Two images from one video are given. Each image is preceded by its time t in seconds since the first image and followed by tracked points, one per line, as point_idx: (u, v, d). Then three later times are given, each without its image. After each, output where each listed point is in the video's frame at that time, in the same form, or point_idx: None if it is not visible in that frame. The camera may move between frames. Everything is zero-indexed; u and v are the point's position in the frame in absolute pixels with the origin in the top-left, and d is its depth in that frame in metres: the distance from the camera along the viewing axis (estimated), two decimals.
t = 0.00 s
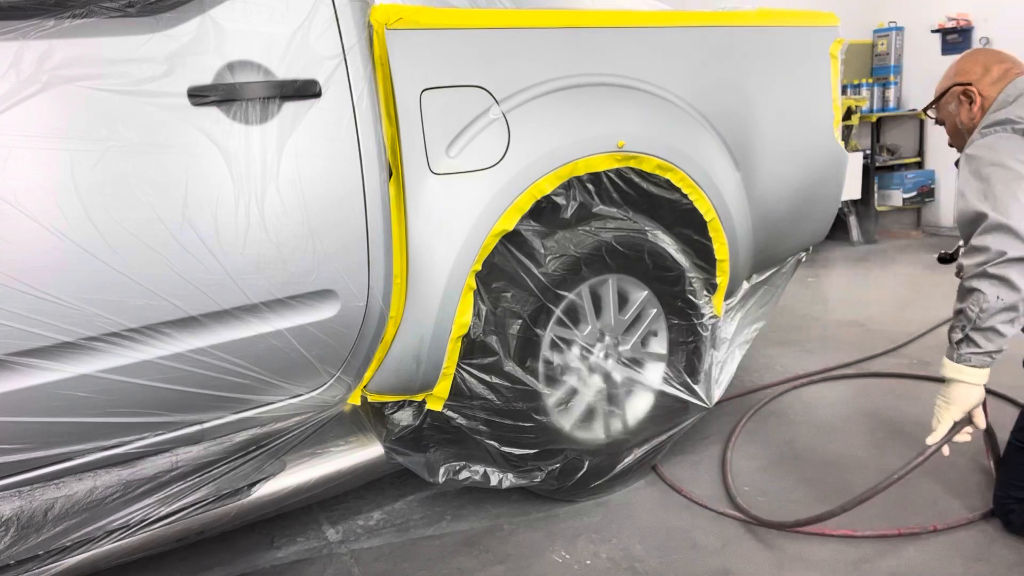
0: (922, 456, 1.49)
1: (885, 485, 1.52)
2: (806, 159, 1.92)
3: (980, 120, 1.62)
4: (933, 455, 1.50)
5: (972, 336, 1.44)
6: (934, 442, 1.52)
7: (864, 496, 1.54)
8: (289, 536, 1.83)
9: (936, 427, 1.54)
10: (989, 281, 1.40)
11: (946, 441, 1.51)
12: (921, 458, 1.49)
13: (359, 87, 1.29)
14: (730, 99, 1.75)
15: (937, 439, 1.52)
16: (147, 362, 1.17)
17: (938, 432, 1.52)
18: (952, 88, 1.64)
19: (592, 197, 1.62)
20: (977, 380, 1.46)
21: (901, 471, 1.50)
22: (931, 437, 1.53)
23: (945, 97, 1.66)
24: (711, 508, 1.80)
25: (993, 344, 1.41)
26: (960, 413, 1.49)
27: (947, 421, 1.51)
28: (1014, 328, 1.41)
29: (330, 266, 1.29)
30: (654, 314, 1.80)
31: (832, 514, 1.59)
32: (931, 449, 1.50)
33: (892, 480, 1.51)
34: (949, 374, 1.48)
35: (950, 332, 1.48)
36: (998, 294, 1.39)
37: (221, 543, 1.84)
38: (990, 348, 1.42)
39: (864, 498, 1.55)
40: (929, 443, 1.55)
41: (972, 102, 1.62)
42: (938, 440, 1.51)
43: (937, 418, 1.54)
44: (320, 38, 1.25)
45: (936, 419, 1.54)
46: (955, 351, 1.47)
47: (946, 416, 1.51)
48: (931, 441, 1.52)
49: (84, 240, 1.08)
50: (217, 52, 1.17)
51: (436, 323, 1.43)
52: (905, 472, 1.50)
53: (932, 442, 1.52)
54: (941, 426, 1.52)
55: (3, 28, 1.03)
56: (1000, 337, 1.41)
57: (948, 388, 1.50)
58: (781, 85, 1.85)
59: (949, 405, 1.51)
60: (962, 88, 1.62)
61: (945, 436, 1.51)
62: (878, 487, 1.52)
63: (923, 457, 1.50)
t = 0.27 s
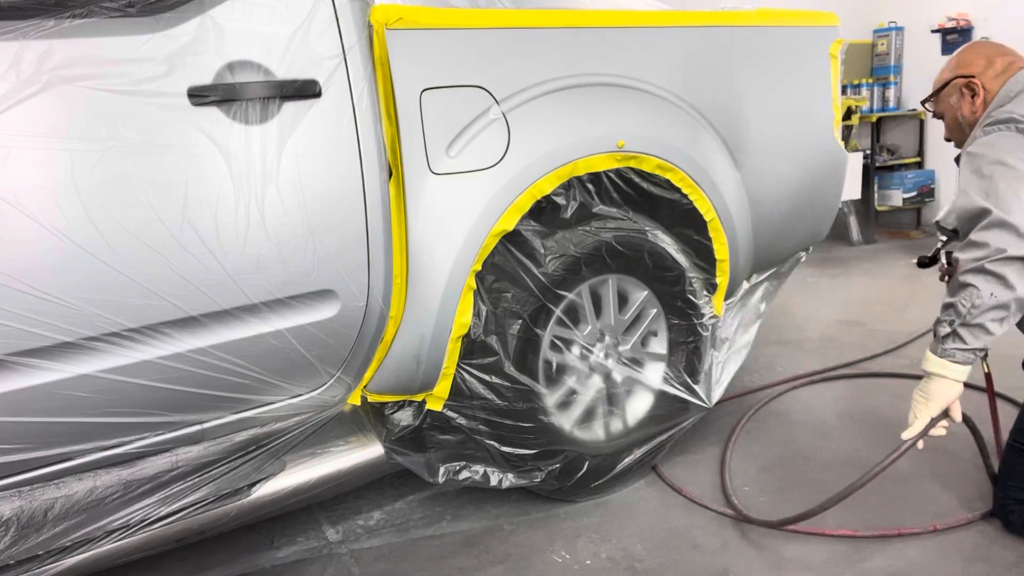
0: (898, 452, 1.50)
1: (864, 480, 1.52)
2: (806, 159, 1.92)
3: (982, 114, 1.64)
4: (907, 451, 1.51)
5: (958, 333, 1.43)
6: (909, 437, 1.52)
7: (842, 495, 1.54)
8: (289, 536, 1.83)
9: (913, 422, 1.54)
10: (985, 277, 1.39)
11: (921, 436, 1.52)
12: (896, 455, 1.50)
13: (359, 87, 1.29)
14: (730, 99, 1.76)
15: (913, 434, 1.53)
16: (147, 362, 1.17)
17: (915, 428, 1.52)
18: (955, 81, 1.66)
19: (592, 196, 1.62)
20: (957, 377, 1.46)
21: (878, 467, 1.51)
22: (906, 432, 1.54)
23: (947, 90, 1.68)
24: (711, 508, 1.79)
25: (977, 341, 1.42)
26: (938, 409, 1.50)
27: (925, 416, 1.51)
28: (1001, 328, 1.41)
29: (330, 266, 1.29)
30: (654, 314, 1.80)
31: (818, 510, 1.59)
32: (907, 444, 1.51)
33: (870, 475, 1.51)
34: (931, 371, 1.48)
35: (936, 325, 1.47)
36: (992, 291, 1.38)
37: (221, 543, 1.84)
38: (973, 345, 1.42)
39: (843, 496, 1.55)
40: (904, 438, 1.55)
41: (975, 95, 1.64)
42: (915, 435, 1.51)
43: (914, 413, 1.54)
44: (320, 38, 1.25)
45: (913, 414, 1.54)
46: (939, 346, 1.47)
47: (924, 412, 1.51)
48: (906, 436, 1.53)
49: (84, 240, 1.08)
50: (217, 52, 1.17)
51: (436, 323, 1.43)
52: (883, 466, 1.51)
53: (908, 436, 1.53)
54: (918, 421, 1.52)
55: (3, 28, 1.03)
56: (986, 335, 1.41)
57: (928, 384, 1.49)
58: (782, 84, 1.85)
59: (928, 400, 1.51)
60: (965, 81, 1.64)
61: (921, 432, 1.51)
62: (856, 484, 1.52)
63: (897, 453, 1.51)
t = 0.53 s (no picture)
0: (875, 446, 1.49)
1: (838, 474, 1.52)
2: (806, 159, 1.92)
3: (980, 108, 1.65)
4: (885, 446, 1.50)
5: (947, 330, 1.41)
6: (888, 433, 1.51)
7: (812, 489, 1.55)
8: (289, 536, 1.83)
9: (894, 418, 1.53)
10: (980, 275, 1.38)
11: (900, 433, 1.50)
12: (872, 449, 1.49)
13: (359, 87, 1.29)
14: (731, 100, 1.76)
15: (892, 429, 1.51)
16: (147, 362, 1.17)
17: (894, 424, 1.50)
18: (953, 75, 1.66)
19: (592, 197, 1.62)
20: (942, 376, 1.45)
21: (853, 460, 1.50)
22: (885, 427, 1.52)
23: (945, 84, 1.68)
24: (712, 507, 1.79)
25: (965, 339, 1.40)
26: (920, 406, 1.48)
27: (906, 413, 1.50)
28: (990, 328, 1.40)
29: (330, 266, 1.29)
30: (654, 314, 1.80)
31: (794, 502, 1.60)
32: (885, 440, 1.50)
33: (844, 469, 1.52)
34: (917, 367, 1.47)
35: (924, 322, 1.45)
36: (985, 290, 1.37)
37: (221, 543, 1.84)
38: (961, 343, 1.41)
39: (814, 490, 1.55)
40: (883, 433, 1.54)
41: (973, 90, 1.64)
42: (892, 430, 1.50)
43: (896, 409, 1.52)
44: (320, 38, 1.25)
45: (895, 410, 1.52)
46: (926, 343, 1.45)
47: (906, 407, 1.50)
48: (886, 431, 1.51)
49: (85, 240, 1.08)
50: (217, 52, 1.17)
51: (436, 323, 1.43)
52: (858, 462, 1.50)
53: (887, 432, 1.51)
54: (899, 418, 1.51)
55: (3, 28, 1.03)
56: (975, 334, 1.39)
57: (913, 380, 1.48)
58: (782, 84, 1.85)
59: (911, 398, 1.49)
60: (964, 76, 1.64)
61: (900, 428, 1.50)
62: (829, 477, 1.53)
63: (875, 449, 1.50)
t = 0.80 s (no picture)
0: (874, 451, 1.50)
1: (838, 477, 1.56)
2: (806, 159, 1.92)
3: (977, 107, 1.65)
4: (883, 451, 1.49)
5: (945, 333, 1.41)
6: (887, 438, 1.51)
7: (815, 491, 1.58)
8: (289, 536, 1.83)
9: (893, 423, 1.53)
10: (978, 279, 1.37)
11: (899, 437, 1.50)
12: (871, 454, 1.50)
13: (359, 87, 1.29)
14: (731, 100, 1.76)
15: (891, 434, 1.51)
16: (147, 362, 1.17)
17: (893, 428, 1.51)
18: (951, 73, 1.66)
19: (592, 197, 1.62)
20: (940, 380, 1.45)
21: (853, 465, 1.53)
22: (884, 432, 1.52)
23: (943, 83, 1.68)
24: (712, 507, 1.79)
25: (964, 343, 1.40)
26: (919, 411, 1.48)
27: (905, 418, 1.50)
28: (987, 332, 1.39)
29: (330, 266, 1.29)
30: (654, 314, 1.80)
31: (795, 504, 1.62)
32: (884, 444, 1.50)
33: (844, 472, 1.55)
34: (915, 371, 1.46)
35: (922, 326, 1.45)
36: (982, 293, 1.36)
37: (221, 543, 1.84)
38: (959, 346, 1.40)
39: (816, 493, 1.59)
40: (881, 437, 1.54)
41: (971, 88, 1.64)
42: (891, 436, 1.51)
43: (895, 414, 1.53)
44: (320, 38, 1.25)
45: (894, 415, 1.53)
46: (924, 346, 1.45)
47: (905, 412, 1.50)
48: (885, 436, 1.51)
49: (85, 240, 1.08)
50: (217, 52, 1.17)
51: (436, 323, 1.43)
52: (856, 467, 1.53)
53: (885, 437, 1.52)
54: (897, 422, 1.51)
55: (3, 28, 1.03)
56: (974, 337, 1.39)
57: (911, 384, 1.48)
58: (781, 85, 1.85)
59: (909, 402, 1.50)
60: (962, 74, 1.64)
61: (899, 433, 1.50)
62: (830, 482, 1.57)
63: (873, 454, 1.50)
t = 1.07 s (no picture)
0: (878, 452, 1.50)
1: (841, 478, 1.55)
2: (806, 159, 1.92)
3: (978, 102, 1.65)
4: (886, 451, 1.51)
5: (947, 332, 1.41)
6: (890, 438, 1.50)
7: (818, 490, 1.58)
8: (289, 536, 1.83)
9: (895, 422, 1.52)
10: (978, 276, 1.37)
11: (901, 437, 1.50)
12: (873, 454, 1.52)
13: (359, 87, 1.29)
14: (731, 100, 1.76)
15: (894, 434, 1.50)
16: (147, 362, 1.17)
17: (896, 429, 1.49)
18: (954, 65, 1.67)
19: (592, 197, 1.62)
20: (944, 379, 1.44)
21: (855, 464, 1.53)
22: (886, 432, 1.51)
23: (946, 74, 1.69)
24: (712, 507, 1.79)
25: (965, 341, 1.39)
26: (922, 410, 1.47)
27: (907, 418, 1.49)
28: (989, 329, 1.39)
29: (330, 266, 1.29)
30: (654, 314, 1.80)
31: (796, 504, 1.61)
32: (887, 445, 1.50)
33: (847, 471, 1.54)
34: (917, 370, 1.46)
35: (923, 324, 1.45)
36: (983, 291, 1.36)
37: (221, 543, 1.84)
38: (961, 345, 1.40)
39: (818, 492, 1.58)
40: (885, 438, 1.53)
41: (973, 82, 1.65)
42: (895, 437, 1.49)
43: (897, 413, 1.51)
44: (320, 38, 1.25)
45: (896, 414, 1.52)
46: (926, 345, 1.45)
47: (909, 412, 1.49)
48: (888, 436, 1.50)
49: (85, 240, 1.08)
50: (217, 52, 1.17)
51: (436, 323, 1.43)
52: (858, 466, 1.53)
53: (888, 437, 1.51)
54: (901, 422, 1.50)
55: (3, 28, 1.03)
56: (975, 335, 1.38)
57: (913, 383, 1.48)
58: (782, 85, 1.85)
59: (912, 402, 1.49)
60: (964, 66, 1.65)
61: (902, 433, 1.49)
62: (831, 481, 1.57)
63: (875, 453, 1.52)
